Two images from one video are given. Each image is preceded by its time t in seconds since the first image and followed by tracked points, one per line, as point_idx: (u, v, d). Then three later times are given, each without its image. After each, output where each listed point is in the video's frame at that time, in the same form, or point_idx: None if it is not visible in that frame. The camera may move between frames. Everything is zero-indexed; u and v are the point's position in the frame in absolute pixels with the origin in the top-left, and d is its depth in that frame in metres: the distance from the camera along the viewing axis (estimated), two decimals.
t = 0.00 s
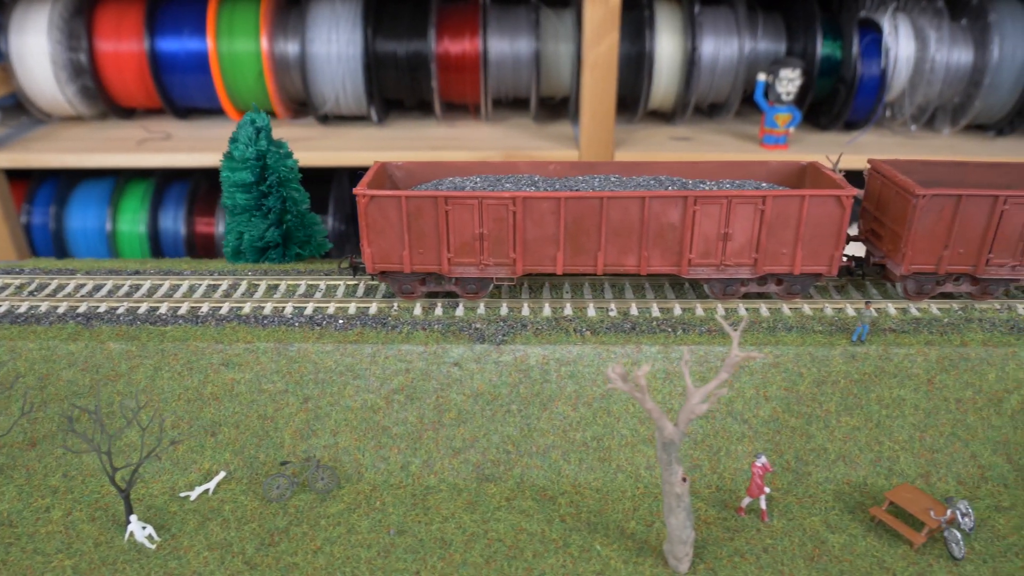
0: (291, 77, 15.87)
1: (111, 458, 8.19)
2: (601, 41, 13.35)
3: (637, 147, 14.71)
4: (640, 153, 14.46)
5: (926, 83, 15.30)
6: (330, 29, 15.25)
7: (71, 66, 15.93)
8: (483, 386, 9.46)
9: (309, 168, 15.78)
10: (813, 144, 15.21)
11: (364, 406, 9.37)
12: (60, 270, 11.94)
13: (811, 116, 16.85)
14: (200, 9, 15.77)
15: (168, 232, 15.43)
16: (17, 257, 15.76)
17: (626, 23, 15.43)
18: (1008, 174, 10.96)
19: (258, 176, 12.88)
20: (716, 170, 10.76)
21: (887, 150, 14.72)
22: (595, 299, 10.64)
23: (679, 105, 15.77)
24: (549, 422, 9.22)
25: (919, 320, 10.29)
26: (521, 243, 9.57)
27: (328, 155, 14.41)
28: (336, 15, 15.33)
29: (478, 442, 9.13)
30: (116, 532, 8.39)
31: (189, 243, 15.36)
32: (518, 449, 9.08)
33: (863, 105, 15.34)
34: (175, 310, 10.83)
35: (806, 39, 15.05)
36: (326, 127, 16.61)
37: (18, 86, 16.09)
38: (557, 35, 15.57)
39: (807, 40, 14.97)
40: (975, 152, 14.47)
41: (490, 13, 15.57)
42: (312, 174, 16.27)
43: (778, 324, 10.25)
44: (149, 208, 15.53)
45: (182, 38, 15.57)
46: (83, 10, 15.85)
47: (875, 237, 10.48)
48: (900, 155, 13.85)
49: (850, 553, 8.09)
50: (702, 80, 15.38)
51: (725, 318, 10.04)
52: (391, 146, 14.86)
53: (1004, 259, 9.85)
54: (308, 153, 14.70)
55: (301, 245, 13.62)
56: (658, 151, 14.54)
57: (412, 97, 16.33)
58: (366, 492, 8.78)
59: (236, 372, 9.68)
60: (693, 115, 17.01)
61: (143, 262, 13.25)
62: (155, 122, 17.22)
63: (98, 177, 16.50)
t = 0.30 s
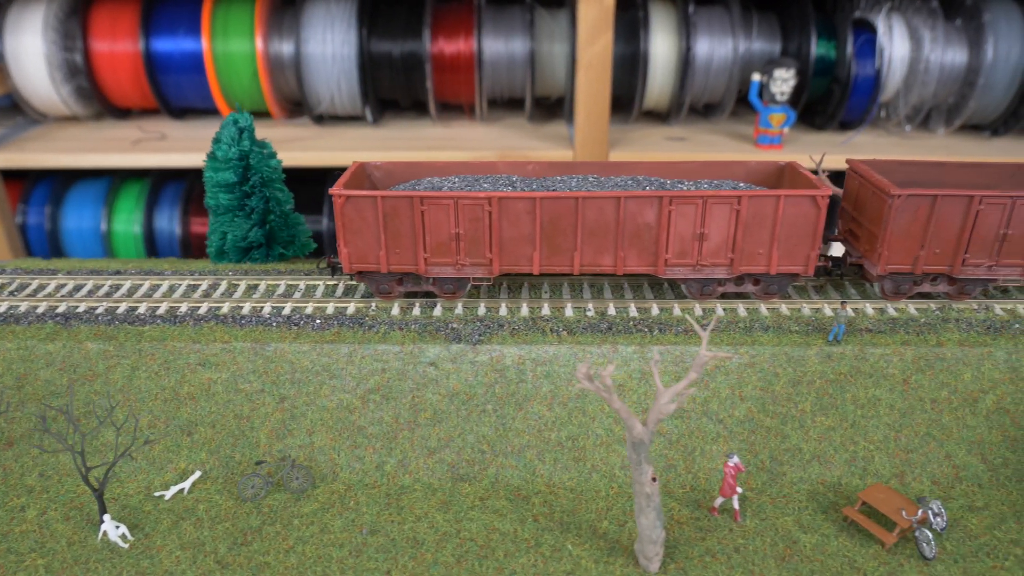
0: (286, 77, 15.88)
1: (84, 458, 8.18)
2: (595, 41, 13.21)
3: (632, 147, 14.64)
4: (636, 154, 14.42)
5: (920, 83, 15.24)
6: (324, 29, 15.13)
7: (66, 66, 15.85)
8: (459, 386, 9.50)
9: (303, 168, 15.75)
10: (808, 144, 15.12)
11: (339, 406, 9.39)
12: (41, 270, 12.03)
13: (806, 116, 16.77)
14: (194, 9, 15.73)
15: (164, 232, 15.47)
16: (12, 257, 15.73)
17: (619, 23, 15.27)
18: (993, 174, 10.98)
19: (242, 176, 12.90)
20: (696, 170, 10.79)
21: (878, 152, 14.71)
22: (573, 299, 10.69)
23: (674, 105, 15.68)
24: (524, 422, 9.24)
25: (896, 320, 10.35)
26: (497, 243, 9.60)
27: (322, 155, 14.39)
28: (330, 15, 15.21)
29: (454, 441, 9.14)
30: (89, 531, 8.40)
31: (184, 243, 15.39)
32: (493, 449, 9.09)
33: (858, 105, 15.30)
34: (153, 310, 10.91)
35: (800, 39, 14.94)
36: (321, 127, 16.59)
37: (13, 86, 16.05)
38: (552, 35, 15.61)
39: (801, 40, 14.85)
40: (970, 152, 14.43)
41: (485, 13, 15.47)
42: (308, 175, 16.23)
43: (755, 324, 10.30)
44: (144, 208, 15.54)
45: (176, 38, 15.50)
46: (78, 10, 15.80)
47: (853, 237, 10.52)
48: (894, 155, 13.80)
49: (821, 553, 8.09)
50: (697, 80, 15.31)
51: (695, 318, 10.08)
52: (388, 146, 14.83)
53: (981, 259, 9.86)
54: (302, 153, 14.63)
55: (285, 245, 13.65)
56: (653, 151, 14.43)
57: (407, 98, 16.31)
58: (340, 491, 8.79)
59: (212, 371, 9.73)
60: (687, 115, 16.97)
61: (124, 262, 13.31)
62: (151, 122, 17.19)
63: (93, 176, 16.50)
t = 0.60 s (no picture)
0: (281, 77, 15.83)
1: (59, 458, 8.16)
2: (588, 42, 13.13)
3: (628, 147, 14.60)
4: (631, 153, 14.32)
5: (915, 83, 15.16)
6: (320, 29, 15.12)
7: (61, 66, 15.85)
8: (436, 386, 9.56)
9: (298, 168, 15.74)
10: (805, 146, 15.00)
11: (317, 406, 9.43)
12: (24, 270, 12.10)
13: (802, 116, 16.76)
14: (190, 10, 15.76)
15: (159, 232, 15.60)
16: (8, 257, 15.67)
17: (615, 23, 15.28)
18: (982, 176, 11.02)
19: (226, 176, 12.91)
20: (676, 170, 10.84)
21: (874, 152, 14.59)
22: (552, 298, 10.77)
23: (670, 105, 15.64)
24: (501, 421, 9.26)
25: (875, 319, 10.43)
26: (475, 243, 9.63)
27: (317, 155, 14.38)
28: (326, 15, 15.20)
29: (430, 441, 9.15)
30: (64, 531, 8.40)
31: (180, 243, 15.55)
32: (470, 448, 9.09)
33: (853, 105, 15.28)
34: (134, 310, 10.96)
35: (796, 39, 14.90)
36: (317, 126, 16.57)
37: (9, 86, 16.04)
38: (547, 35, 15.48)
39: (797, 40, 14.79)
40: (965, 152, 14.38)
41: (480, 13, 15.45)
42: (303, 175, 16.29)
43: (733, 324, 10.36)
44: (140, 208, 15.63)
45: (172, 38, 15.51)
46: (73, 11, 15.78)
47: (832, 237, 10.58)
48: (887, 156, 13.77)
49: (795, 553, 8.05)
50: (692, 80, 15.28)
51: (665, 317, 10.25)
52: (382, 146, 14.81)
53: (959, 259, 9.88)
54: (297, 153, 14.59)
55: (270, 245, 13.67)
56: (646, 151, 14.39)
57: (402, 97, 16.34)
58: (317, 490, 8.77)
59: (191, 371, 9.80)
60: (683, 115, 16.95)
61: (109, 263, 13.39)
62: (147, 122, 17.17)
63: (88, 176, 16.50)
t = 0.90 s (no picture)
0: (275, 77, 15.74)
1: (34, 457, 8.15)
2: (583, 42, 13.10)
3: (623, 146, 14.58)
4: (625, 153, 14.30)
5: (909, 83, 15.14)
6: (314, 29, 15.07)
7: (56, 66, 15.79)
8: (412, 386, 9.59)
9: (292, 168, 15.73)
10: (800, 146, 14.92)
11: (293, 405, 9.46)
12: (6, 270, 12.19)
13: (797, 116, 16.76)
14: (184, 10, 15.75)
15: (155, 232, 15.46)
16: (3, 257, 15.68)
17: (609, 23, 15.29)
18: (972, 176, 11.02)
19: (209, 176, 12.92)
20: (653, 169, 10.95)
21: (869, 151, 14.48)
22: (531, 297, 10.79)
23: (664, 105, 15.62)
24: (477, 421, 9.29)
25: (851, 319, 10.45)
26: (451, 243, 9.64)
27: (310, 155, 14.37)
28: (320, 15, 15.15)
29: (406, 440, 9.15)
30: (37, 530, 8.41)
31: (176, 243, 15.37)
32: (446, 448, 9.09)
33: (847, 105, 15.28)
34: (113, 309, 11.04)
35: (789, 39, 14.91)
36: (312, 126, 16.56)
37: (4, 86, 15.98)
38: (541, 35, 15.53)
39: (791, 40, 14.80)
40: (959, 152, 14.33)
41: (475, 13, 15.45)
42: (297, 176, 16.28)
43: (710, 323, 10.40)
44: (135, 207, 15.55)
45: (167, 38, 15.53)
46: (68, 11, 15.77)
47: (809, 237, 10.63)
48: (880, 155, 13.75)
49: (766, 552, 8.02)
50: (686, 80, 15.29)
51: (636, 317, 10.33)
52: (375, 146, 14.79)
53: (935, 259, 9.92)
54: (292, 153, 14.59)
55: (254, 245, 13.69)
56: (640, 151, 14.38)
57: (397, 97, 16.33)
58: (292, 489, 8.76)
59: (168, 370, 9.84)
60: (678, 115, 16.92)
61: (92, 263, 13.48)
62: (142, 122, 17.14)
63: (84, 177, 16.49)
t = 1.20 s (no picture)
0: (270, 77, 15.70)
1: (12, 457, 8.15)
2: (578, 41, 13.06)
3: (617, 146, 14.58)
4: (620, 153, 14.29)
5: (904, 83, 15.02)
6: (309, 28, 15.10)
7: (52, 66, 15.81)
8: (390, 385, 9.60)
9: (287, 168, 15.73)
10: (795, 146, 14.90)
11: (270, 405, 9.47)
12: None
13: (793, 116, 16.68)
14: (180, 10, 15.80)
15: (150, 232, 15.48)
16: None
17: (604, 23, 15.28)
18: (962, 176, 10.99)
19: (193, 176, 12.93)
20: (633, 169, 10.99)
21: (865, 151, 14.41)
22: (511, 297, 10.80)
23: (660, 105, 15.57)
24: (453, 421, 9.30)
25: (829, 319, 10.46)
26: (428, 242, 9.66)
27: (304, 155, 14.36)
28: (315, 15, 15.17)
29: (383, 439, 9.18)
30: (13, 529, 8.43)
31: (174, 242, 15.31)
32: (422, 447, 9.11)
33: (842, 105, 15.21)
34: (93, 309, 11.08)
35: (785, 39, 14.85)
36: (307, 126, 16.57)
37: None
38: (536, 35, 15.59)
39: (786, 40, 14.76)
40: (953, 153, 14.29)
41: (469, 11, 15.31)
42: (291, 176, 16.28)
43: (688, 323, 10.43)
44: (131, 207, 15.59)
45: (162, 38, 15.52)
46: (63, 10, 15.75)
47: (788, 237, 10.67)
48: (872, 155, 13.72)
49: (738, 552, 8.02)
50: (682, 80, 15.23)
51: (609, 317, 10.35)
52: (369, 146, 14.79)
53: (913, 259, 9.93)
54: (286, 153, 14.59)
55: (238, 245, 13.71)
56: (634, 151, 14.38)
57: (391, 97, 16.28)
58: (268, 489, 8.77)
59: (146, 370, 9.86)
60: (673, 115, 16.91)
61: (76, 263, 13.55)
62: (138, 122, 17.12)
63: (80, 176, 16.52)
